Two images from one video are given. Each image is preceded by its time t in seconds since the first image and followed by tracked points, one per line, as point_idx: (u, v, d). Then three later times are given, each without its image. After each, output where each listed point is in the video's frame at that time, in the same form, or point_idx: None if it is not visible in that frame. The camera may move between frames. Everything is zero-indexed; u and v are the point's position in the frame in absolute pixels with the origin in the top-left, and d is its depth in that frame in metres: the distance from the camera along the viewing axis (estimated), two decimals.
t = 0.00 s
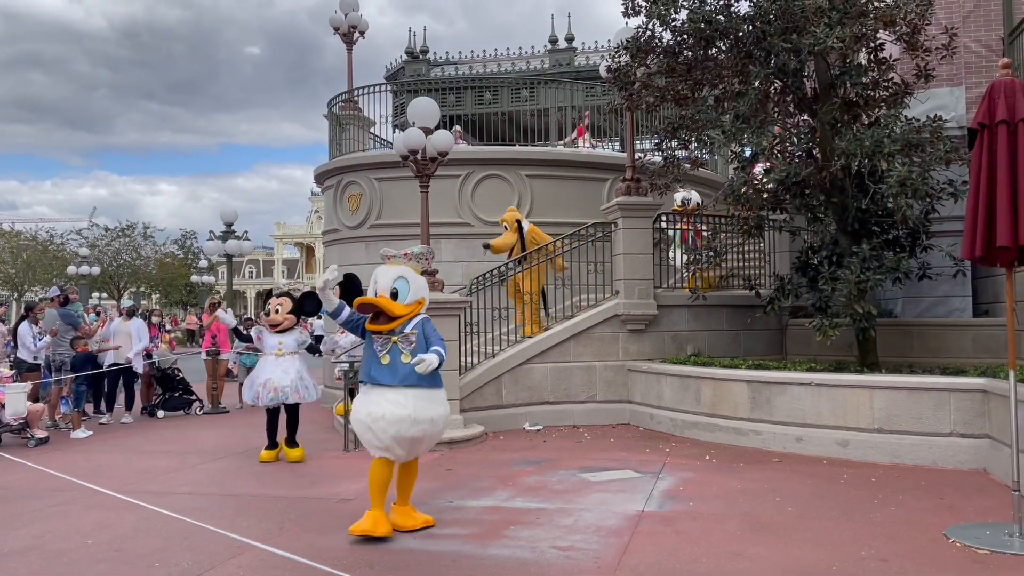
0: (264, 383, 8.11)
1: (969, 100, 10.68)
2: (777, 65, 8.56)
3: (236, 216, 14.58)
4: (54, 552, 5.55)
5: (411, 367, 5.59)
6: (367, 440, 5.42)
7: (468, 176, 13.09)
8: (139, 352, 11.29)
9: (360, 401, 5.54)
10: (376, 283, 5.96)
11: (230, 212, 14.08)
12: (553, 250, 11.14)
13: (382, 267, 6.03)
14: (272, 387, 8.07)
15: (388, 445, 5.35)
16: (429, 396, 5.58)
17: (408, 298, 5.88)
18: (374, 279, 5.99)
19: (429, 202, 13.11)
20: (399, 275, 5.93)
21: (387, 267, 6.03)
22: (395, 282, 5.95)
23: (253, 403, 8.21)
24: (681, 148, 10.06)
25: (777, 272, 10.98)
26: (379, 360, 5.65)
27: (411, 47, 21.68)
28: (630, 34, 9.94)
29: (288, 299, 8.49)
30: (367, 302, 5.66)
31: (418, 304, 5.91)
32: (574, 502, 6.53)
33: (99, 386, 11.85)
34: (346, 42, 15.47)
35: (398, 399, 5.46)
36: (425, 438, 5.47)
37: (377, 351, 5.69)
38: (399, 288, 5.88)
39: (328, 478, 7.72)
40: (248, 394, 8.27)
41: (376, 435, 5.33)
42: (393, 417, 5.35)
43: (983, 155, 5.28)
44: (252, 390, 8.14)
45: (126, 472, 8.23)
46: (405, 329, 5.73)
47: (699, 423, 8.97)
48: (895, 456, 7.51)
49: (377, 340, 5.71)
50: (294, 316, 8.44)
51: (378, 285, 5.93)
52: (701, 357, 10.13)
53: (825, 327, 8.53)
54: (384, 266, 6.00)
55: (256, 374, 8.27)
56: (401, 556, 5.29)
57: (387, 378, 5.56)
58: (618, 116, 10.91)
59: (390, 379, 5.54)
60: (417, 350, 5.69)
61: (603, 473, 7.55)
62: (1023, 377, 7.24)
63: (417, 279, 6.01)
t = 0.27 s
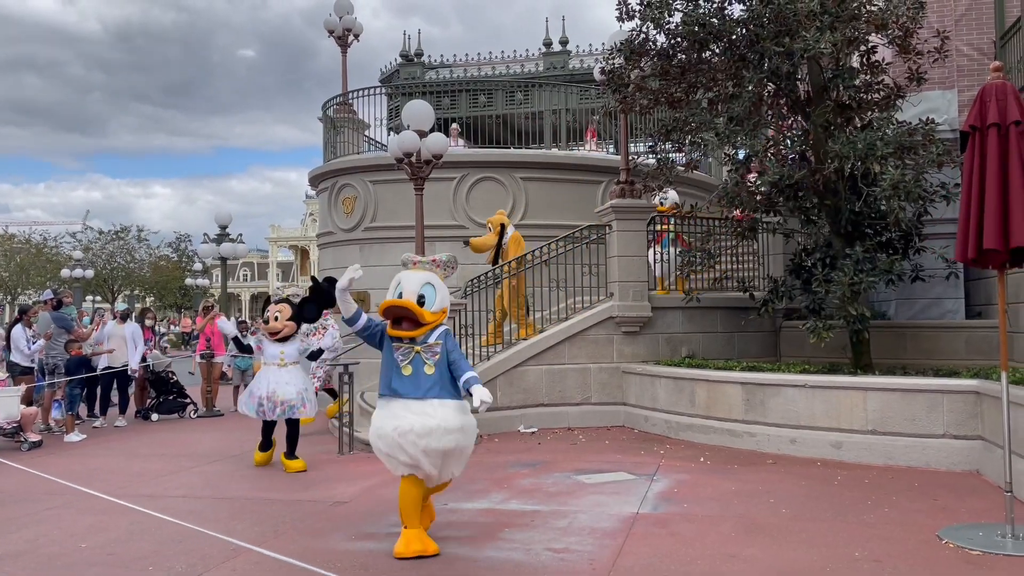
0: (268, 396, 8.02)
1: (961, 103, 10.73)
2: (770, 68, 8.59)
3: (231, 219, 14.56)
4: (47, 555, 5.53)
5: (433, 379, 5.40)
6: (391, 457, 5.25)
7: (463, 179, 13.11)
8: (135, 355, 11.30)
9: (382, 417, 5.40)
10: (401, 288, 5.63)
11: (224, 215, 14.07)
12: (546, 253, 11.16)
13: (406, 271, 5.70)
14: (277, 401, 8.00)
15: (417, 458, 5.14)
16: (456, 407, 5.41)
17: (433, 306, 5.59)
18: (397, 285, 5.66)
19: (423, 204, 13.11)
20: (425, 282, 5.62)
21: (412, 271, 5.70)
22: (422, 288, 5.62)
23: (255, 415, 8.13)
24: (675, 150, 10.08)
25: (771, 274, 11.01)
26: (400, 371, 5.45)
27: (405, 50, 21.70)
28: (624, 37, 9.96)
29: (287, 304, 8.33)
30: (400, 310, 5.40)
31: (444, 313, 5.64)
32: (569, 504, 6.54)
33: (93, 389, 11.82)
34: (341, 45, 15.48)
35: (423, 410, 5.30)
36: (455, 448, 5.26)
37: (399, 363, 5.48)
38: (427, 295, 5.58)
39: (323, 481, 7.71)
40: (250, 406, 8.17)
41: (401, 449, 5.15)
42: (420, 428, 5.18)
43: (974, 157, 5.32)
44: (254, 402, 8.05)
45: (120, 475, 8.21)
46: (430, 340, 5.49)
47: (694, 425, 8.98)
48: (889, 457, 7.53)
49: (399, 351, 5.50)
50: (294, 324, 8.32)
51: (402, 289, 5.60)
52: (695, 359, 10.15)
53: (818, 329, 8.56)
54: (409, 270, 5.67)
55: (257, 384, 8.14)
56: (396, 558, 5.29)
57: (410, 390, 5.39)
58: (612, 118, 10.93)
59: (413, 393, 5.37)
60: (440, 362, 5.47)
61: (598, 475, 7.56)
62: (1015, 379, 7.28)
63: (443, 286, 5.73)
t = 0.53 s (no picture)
0: (265, 393, 7.79)
1: (952, 106, 10.78)
2: (762, 70, 8.61)
3: (223, 221, 14.52)
4: (37, 559, 5.50)
5: (466, 379, 5.17)
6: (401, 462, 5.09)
7: (456, 181, 13.11)
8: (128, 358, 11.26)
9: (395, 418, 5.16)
10: (432, 285, 5.28)
11: (217, 216, 14.03)
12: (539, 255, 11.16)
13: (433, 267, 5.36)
14: (275, 398, 7.76)
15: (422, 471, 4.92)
16: (471, 414, 5.06)
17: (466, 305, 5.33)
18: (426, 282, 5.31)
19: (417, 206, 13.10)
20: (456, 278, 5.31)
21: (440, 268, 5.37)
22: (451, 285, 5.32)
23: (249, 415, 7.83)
24: (667, 152, 10.09)
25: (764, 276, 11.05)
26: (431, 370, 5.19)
27: (398, 51, 21.69)
28: (617, 39, 9.97)
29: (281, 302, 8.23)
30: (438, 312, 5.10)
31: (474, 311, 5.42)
32: (562, 506, 6.54)
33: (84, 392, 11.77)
34: (334, 47, 15.46)
35: (432, 418, 5.00)
36: (466, 460, 4.93)
37: (430, 361, 5.21)
38: (460, 294, 5.29)
39: (316, 483, 7.69)
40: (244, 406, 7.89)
41: (406, 461, 4.95)
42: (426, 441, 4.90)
43: (965, 159, 5.35)
44: (250, 401, 7.78)
45: (111, 478, 8.17)
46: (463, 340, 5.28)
47: (687, 426, 8.99)
48: (881, 458, 7.55)
49: (430, 349, 5.23)
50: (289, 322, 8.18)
51: (434, 288, 5.26)
52: (688, 361, 10.16)
53: (811, 330, 8.58)
54: (438, 267, 5.34)
55: (253, 384, 7.92)
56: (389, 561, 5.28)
57: (438, 391, 5.12)
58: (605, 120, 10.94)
59: (445, 393, 5.10)
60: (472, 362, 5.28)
61: (591, 476, 7.56)
62: (1006, 380, 7.31)
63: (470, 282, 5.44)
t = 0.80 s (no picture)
0: (246, 402, 7.44)
1: (942, 107, 10.83)
2: (754, 72, 8.63)
3: (214, 222, 14.48)
4: (27, 562, 5.46)
5: (515, 378, 4.84)
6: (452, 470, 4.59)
7: (448, 182, 13.10)
8: (118, 360, 11.26)
9: (443, 422, 4.71)
10: (469, 285, 4.81)
11: (208, 218, 13.99)
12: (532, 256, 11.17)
13: (468, 264, 4.88)
14: (255, 407, 7.41)
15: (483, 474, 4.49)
16: (527, 414, 4.77)
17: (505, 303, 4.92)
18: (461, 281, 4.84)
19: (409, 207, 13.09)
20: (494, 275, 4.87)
21: (474, 264, 4.89)
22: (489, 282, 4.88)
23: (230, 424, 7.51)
24: (659, 153, 10.11)
25: (755, 276, 11.07)
26: (479, 369, 4.77)
27: (390, 52, 21.66)
28: (609, 40, 9.99)
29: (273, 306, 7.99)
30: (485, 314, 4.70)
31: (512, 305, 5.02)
32: (554, 507, 6.54)
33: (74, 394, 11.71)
34: (325, 47, 15.43)
35: (496, 417, 4.62)
36: (527, 463, 4.65)
37: (475, 363, 4.79)
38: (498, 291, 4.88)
39: (308, 485, 7.67)
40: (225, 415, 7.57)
41: (470, 463, 4.49)
42: (493, 439, 4.51)
43: (954, 160, 5.37)
44: (232, 409, 7.46)
45: (102, 481, 8.13)
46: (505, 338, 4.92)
47: (679, 427, 9.01)
48: (872, 458, 7.58)
49: (475, 350, 4.82)
50: (278, 326, 7.91)
51: (472, 288, 4.80)
52: (680, 362, 10.18)
53: (802, 331, 8.60)
54: (472, 263, 4.86)
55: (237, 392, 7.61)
56: (380, 562, 5.27)
57: (492, 391, 4.72)
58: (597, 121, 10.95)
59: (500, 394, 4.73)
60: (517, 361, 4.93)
61: (584, 478, 7.56)
62: (996, 380, 7.35)
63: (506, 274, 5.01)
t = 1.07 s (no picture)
0: (240, 404, 7.23)
1: (931, 108, 10.89)
2: (745, 73, 8.64)
3: (205, 222, 14.42)
4: (16, 564, 5.43)
5: (553, 389, 4.74)
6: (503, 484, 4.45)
7: (440, 182, 13.09)
8: (106, 360, 11.22)
9: (490, 434, 4.56)
10: (504, 289, 4.75)
11: (199, 218, 13.94)
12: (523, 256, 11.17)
13: (502, 268, 4.81)
14: (247, 410, 7.17)
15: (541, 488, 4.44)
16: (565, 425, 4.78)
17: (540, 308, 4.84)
18: (496, 285, 4.76)
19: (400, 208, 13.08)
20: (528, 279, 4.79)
21: (509, 268, 4.82)
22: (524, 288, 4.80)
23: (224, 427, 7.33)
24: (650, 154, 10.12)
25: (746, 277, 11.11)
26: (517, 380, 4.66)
27: (382, 52, 21.62)
28: (600, 41, 10.00)
29: (272, 305, 7.70)
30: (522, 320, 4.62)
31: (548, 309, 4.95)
32: (545, 507, 6.54)
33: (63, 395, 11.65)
34: (317, 48, 15.40)
35: (548, 429, 4.58)
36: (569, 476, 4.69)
37: (513, 372, 4.69)
38: (534, 294, 4.80)
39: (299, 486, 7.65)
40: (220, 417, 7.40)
41: (529, 476, 4.39)
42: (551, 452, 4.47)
43: (944, 161, 5.40)
44: (226, 411, 7.28)
45: (91, 482, 8.09)
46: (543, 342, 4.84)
47: (670, 427, 9.03)
48: (862, 458, 7.61)
49: (513, 358, 4.72)
50: (276, 325, 7.59)
51: (509, 292, 4.74)
52: (671, 362, 10.20)
53: (792, 331, 8.63)
54: (507, 268, 4.80)
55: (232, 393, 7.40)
56: (371, 563, 5.26)
57: (534, 403, 4.63)
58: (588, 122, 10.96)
59: (539, 404, 4.64)
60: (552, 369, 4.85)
61: (575, 478, 7.57)
62: (985, 380, 7.40)
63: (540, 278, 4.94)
